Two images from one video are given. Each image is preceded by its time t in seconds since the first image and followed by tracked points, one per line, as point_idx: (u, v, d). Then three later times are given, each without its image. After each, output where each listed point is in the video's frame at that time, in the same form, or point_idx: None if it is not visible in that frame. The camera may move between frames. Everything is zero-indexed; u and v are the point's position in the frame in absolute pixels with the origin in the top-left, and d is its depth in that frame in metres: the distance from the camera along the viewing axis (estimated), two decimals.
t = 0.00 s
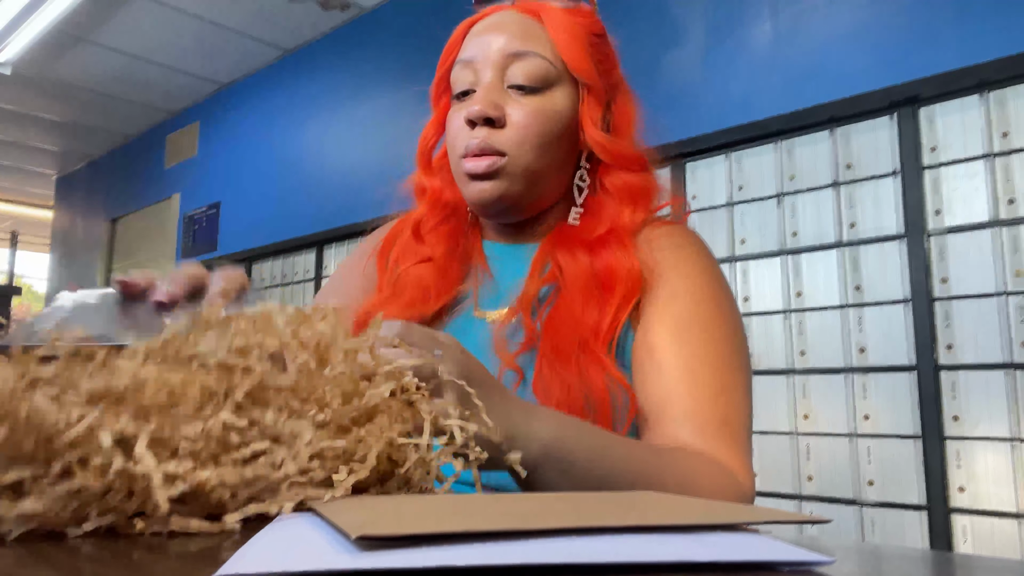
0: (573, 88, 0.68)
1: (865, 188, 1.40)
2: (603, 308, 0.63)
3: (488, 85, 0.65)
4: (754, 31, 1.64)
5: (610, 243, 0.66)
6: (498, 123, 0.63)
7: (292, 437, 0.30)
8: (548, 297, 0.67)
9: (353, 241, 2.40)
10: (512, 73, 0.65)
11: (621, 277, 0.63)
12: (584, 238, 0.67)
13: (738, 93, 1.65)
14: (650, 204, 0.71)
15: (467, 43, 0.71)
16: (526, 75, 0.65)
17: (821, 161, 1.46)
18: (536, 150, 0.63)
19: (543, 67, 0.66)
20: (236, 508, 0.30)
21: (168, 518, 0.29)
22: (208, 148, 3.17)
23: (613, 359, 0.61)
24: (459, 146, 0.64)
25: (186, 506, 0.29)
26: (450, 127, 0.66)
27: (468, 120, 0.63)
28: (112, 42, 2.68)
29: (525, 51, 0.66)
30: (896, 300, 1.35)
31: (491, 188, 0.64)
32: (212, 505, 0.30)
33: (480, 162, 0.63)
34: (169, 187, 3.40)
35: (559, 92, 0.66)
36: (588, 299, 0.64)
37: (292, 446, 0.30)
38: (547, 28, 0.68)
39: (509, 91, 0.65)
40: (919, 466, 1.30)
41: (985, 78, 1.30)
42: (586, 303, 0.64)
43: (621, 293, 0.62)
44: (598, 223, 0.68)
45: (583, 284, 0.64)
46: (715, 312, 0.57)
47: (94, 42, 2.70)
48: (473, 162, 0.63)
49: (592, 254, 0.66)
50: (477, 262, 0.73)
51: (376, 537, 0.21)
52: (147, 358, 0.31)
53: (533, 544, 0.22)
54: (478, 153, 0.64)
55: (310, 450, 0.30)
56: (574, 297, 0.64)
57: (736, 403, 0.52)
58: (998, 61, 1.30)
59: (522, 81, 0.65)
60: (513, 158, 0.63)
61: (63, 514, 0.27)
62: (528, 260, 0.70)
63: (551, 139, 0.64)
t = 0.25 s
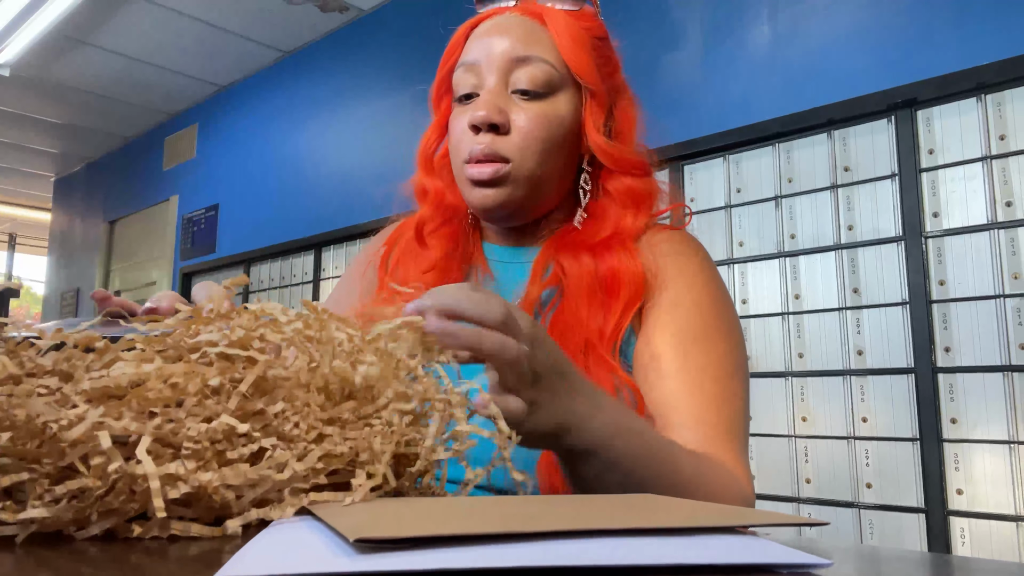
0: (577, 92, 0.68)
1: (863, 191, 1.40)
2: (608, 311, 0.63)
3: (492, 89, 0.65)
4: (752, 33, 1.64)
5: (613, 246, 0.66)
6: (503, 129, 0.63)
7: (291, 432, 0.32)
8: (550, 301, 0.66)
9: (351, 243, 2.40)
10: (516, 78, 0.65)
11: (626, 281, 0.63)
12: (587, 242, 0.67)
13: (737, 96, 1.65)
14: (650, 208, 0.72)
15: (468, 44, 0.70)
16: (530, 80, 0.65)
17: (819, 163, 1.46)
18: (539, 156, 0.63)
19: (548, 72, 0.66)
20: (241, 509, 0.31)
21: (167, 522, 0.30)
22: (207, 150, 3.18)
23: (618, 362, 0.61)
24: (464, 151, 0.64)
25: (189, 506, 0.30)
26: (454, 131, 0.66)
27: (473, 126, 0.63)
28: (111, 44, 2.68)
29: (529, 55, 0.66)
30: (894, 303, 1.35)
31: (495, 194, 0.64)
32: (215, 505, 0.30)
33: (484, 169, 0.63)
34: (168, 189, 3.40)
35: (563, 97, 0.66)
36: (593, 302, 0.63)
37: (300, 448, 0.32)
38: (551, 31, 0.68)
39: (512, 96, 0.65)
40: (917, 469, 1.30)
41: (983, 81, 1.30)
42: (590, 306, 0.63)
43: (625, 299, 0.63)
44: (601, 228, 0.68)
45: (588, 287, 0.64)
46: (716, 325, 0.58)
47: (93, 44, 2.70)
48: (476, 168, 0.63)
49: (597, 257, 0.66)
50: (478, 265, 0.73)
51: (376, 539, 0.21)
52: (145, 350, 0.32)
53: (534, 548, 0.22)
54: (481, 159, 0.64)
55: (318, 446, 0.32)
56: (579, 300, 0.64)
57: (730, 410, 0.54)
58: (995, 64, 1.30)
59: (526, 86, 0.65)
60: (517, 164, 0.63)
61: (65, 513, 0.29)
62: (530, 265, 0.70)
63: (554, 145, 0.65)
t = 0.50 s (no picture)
0: (577, 92, 0.68)
1: (863, 191, 1.40)
2: (604, 308, 0.63)
3: (493, 90, 0.65)
4: (752, 34, 1.64)
5: (611, 244, 0.66)
6: (504, 130, 0.63)
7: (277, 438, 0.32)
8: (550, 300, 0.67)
9: (352, 243, 2.40)
10: (516, 79, 0.65)
11: (621, 278, 0.63)
12: (586, 240, 0.67)
13: (737, 96, 1.65)
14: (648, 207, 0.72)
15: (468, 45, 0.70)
16: (530, 81, 0.65)
17: (818, 164, 1.47)
18: (540, 156, 0.63)
19: (548, 73, 0.66)
20: (234, 511, 0.31)
21: (162, 522, 0.30)
22: (207, 151, 3.18)
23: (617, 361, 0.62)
24: (465, 152, 0.64)
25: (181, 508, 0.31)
26: (455, 133, 0.66)
27: (474, 127, 0.63)
28: (110, 44, 2.68)
29: (529, 56, 0.66)
30: (894, 303, 1.35)
31: (497, 195, 0.64)
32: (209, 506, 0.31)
33: (486, 169, 0.63)
34: (168, 189, 3.40)
35: (563, 98, 0.66)
36: (591, 300, 0.64)
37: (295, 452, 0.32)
38: (551, 32, 0.68)
39: (513, 97, 0.64)
40: (917, 470, 1.30)
41: (983, 82, 1.30)
42: (588, 303, 0.64)
43: (622, 294, 0.63)
44: (600, 226, 0.69)
45: (585, 285, 0.64)
46: (714, 314, 0.57)
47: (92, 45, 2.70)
48: (478, 168, 0.63)
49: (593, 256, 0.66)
50: (477, 266, 0.73)
51: (378, 540, 0.21)
52: (142, 354, 0.32)
53: (535, 548, 0.22)
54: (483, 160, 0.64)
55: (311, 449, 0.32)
56: (576, 298, 0.64)
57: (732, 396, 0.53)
58: (995, 65, 1.30)
59: (526, 86, 0.65)
60: (518, 165, 0.63)
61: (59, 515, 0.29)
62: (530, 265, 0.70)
63: (555, 145, 0.65)
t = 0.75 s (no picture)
0: (552, 87, 0.68)
1: (863, 191, 1.40)
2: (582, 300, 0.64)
3: (470, 90, 0.65)
4: (752, 34, 1.64)
5: (589, 237, 0.67)
6: (482, 127, 0.63)
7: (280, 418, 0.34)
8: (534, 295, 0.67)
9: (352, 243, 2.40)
10: (492, 77, 0.65)
11: (599, 268, 0.63)
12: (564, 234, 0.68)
13: (736, 96, 1.65)
14: (628, 199, 0.72)
15: (446, 50, 0.72)
16: (506, 78, 0.65)
17: (818, 165, 1.47)
18: (519, 153, 0.63)
19: (524, 69, 0.66)
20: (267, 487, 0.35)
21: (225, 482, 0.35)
22: (208, 151, 3.18)
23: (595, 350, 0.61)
24: (447, 152, 0.64)
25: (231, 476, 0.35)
26: (436, 135, 0.67)
27: (453, 126, 0.63)
28: (111, 45, 2.68)
29: (504, 54, 0.66)
30: (893, 303, 1.35)
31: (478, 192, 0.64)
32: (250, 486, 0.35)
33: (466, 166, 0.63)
34: (168, 189, 3.40)
35: (540, 94, 0.67)
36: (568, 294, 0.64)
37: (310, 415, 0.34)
38: (525, 31, 0.69)
39: (491, 95, 0.65)
40: (917, 469, 1.30)
41: (982, 82, 1.30)
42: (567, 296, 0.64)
43: (600, 284, 0.63)
44: (580, 219, 0.69)
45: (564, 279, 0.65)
46: (696, 309, 0.57)
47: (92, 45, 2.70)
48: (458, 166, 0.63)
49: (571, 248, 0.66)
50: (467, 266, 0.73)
51: (379, 539, 0.21)
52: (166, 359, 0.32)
53: (535, 548, 0.22)
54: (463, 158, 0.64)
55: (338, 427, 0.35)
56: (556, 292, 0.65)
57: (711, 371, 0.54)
58: (995, 65, 1.30)
59: (503, 83, 0.65)
60: (498, 161, 0.63)
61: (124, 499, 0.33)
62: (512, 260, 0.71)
63: (534, 141, 0.65)
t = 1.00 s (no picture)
0: (542, 87, 0.68)
1: (863, 191, 1.40)
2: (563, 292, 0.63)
3: (463, 90, 0.66)
4: (752, 33, 1.64)
5: (570, 229, 0.66)
6: (474, 126, 0.64)
7: (283, 363, 0.35)
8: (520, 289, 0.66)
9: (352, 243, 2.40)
10: (483, 77, 0.66)
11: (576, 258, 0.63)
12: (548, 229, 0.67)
13: (736, 96, 1.65)
14: (619, 195, 0.71)
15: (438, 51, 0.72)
16: (497, 77, 0.66)
17: (819, 165, 1.47)
18: (512, 152, 0.64)
19: (515, 68, 0.67)
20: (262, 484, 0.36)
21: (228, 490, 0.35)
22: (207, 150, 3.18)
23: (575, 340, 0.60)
24: (439, 152, 0.65)
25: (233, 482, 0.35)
26: (429, 135, 0.68)
27: (446, 126, 0.65)
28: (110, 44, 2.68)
29: (495, 54, 0.67)
30: (893, 303, 1.35)
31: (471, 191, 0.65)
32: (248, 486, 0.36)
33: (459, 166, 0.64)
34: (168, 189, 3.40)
35: (530, 93, 0.67)
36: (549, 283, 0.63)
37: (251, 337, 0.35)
38: (516, 30, 0.69)
39: (482, 95, 0.66)
40: (917, 469, 1.30)
41: (982, 82, 1.30)
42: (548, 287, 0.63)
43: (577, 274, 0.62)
44: (565, 214, 0.68)
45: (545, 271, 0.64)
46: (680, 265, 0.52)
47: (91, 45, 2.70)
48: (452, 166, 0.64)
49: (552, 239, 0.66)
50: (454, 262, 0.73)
51: (378, 539, 0.21)
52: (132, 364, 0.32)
53: (535, 547, 0.22)
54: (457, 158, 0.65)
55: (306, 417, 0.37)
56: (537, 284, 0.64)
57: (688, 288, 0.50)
58: (995, 65, 1.30)
59: (494, 83, 0.66)
60: (490, 160, 0.64)
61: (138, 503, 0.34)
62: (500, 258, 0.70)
63: (526, 140, 0.66)
